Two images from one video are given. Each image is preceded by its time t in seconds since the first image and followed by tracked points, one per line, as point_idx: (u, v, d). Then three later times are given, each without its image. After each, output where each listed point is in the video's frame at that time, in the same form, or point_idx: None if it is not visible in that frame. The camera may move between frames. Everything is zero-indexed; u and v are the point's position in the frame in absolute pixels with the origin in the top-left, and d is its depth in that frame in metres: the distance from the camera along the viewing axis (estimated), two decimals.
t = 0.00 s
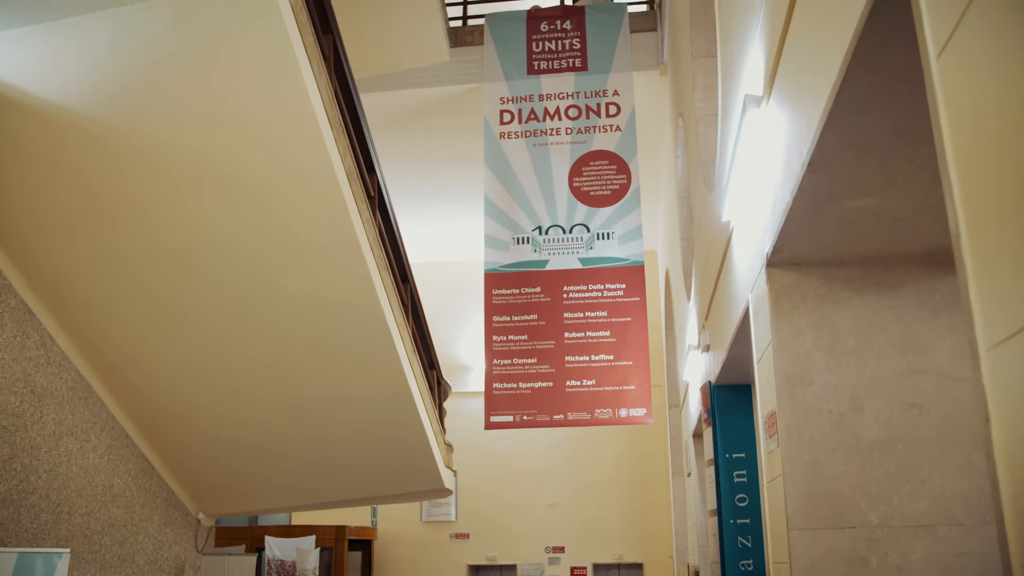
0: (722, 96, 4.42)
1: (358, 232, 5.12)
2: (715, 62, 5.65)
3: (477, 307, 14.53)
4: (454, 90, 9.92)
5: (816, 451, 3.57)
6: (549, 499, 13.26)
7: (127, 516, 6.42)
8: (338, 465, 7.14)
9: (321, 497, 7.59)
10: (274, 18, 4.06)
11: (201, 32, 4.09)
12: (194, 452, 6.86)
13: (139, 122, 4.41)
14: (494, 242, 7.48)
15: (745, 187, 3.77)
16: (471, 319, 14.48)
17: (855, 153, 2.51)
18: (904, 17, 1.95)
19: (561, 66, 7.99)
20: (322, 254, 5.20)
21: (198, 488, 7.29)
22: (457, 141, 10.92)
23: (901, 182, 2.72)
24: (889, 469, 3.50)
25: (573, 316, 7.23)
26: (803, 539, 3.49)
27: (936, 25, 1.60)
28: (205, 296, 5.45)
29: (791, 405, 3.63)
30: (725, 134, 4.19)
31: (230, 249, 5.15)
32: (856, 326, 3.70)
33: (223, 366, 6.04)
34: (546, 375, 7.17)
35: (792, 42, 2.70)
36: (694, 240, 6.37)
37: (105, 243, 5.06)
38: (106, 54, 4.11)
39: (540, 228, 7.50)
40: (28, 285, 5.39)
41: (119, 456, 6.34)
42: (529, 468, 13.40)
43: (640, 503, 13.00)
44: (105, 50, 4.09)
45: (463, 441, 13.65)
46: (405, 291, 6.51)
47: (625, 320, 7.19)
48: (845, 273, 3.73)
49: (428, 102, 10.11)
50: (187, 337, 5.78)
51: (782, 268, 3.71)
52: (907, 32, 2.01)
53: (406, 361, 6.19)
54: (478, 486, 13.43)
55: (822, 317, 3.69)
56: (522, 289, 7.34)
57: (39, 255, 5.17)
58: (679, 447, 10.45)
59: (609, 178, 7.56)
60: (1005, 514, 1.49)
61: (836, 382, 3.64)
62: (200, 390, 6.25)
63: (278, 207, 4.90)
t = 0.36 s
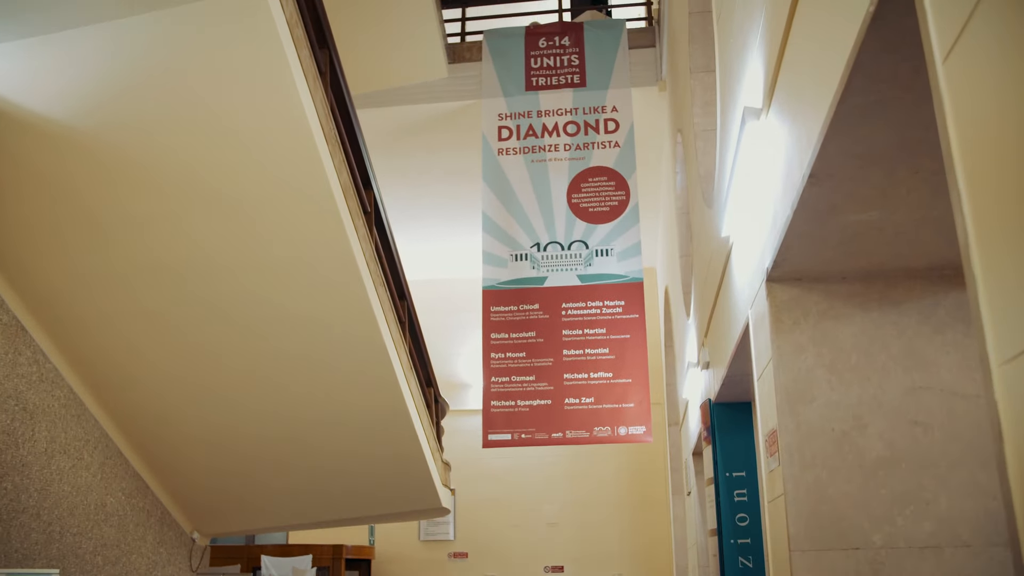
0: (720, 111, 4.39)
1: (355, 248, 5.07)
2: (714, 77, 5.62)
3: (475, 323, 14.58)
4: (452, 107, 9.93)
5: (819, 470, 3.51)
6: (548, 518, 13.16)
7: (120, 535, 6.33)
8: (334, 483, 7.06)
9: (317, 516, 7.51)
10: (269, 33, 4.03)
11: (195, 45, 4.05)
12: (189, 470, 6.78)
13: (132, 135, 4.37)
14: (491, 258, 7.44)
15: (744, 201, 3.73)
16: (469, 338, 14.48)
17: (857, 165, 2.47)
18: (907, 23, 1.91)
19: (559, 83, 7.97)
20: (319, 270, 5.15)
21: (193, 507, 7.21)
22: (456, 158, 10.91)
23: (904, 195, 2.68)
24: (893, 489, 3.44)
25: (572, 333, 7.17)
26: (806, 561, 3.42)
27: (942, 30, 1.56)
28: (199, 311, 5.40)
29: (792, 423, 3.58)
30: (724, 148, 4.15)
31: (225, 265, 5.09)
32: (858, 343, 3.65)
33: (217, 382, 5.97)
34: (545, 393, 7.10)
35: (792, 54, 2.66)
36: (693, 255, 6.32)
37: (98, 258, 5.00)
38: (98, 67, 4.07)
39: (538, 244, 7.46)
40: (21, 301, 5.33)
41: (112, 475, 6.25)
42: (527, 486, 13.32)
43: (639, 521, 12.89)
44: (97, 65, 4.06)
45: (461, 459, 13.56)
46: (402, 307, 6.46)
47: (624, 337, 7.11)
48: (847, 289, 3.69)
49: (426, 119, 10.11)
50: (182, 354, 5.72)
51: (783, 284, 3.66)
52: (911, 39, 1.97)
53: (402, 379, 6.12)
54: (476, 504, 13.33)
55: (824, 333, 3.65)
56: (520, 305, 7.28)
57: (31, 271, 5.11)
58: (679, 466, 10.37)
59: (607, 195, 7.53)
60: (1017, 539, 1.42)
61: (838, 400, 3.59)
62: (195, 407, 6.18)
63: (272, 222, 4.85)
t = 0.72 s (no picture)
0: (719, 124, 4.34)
1: (351, 264, 5.03)
2: (712, 92, 5.61)
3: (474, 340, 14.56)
4: (449, 124, 9.93)
5: (820, 488, 3.45)
6: (547, 537, 13.05)
7: (113, 554, 6.25)
8: (330, 501, 6.98)
9: (313, 535, 7.43)
10: (262, 46, 4.00)
11: (190, 58, 4.03)
12: (184, 487, 6.70)
13: (126, 149, 4.34)
14: (489, 274, 7.39)
15: (743, 216, 3.68)
16: (466, 355, 14.45)
17: (858, 176, 2.43)
18: (908, 31, 1.88)
19: (557, 99, 7.98)
20: (314, 286, 5.10)
21: (187, 526, 7.12)
22: (454, 175, 10.89)
23: (905, 208, 2.64)
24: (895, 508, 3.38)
25: (570, 350, 7.12)
26: None
27: (945, 35, 1.52)
28: (194, 327, 5.35)
29: (793, 441, 3.52)
30: (722, 163, 4.12)
31: (220, 281, 5.05)
32: (860, 360, 3.60)
33: (211, 399, 5.91)
34: (543, 410, 7.03)
35: (790, 65, 2.63)
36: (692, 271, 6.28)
37: (92, 273, 4.95)
38: (88, 80, 4.04)
39: (537, 261, 7.43)
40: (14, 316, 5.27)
41: (106, 493, 6.17)
42: (526, 504, 13.23)
43: (640, 540, 12.78)
44: (86, 77, 4.03)
45: (459, 477, 13.46)
46: (399, 324, 6.41)
47: (623, 354, 7.09)
48: (848, 305, 3.64)
49: (425, 136, 10.10)
50: (176, 370, 5.66)
51: (782, 300, 3.61)
52: (911, 48, 1.93)
53: (399, 396, 6.07)
54: (475, 523, 13.22)
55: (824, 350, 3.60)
56: (518, 322, 7.23)
57: (24, 285, 5.06)
58: (678, 484, 10.30)
59: (606, 211, 7.48)
60: None
61: (839, 417, 3.54)
62: (190, 424, 6.12)
63: (268, 237, 4.80)
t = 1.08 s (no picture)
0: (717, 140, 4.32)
1: (347, 280, 4.99)
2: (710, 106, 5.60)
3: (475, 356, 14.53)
4: (447, 140, 9.92)
5: (821, 508, 3.40)
6: (546, 555, 12.95)
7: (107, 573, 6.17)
8: (327, 519, 6.92)
9: (309, 554, 7.35)
10: (258, 62, 3.98)
11: (184, 73, 4.00)
12: (178, 505, 6.63)
13: (120, 164, 4.30)
14: (487, 291, 7.34)
15: (742, 231, 3.65)
16: (464, 371, 14.40)
17: (857, 190, 2.40)
18: (908, 41, 1.85)
19: (556, 114, 7.97)
20: (310, 302, 5.06)
21: (182, 545, 7.04)
22: (453, 190, 10.86)
23: (906, 223, 2.60)
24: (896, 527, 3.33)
25: (569, 367, 7.06)
26: None
27: (946, 45, 1.49)
28: (188, 343, 5.31)
29: (792, 459, 3.47)
30: (720, 178, 4.09)
31: (214, 296, 5.01)
32: (860, 377, 3.56)
33: (206, 416, 5.86)
34: (542, 427, 6.97)
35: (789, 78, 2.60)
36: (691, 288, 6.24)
37: (85, 288, 4.91)
38: (81, 94, 4.02)
39: (535, 277, 7.38)
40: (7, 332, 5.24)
41: (99, 510, 6.10)
42: (525, 521, 13.13)
43: (640, 559, 12.67)
44: (80, 91, 4.00)
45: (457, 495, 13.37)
46: (396, 340, 6.36)
47: (622, 371, 7.03)
48: (848, 322, 3.60)
49: (423, 151, 10.08)
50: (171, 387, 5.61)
51: (782, 316, 3.57)
52: (911, 59, 1.90)
53: (396, 413, 6.01)
54: (473, 540, 13.12)
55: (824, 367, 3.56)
56: (516, 338, 7.17)
57: (17, 301, 5.01)
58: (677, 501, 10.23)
59: (605, 227, 7.45)
60: None
61: (839, 435, 3.50)
62: (185, 440, 6.06)
63: (263, 252, 4.76)
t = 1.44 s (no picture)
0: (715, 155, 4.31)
1: (344, 295, 4.95)
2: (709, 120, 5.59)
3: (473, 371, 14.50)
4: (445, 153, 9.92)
5: (822, 526, 3.36)
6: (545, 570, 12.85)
7: None
8: (324, 534, 6.86)
9: (306, 569, 7.29)
10: (254, 76, 3.96)
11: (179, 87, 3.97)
12: (173, 521, 6.57)
13: (115, 177, 4.28)
14: (485, 305, 7.31)
15: (740, 245, 3.63)
16: (463, 386, 14.35)
17: (857, 205, 2.37)
18: (908, 54, 1.82)
19: (554, 128, 7.99)
20: (307, 317, 5.03)
21: (177, 561, 6.98)
22: (452, 205, 10.85)
23: (907, 238, 2.57)
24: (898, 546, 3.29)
25: (568, 382, 7.00)
26: None
27: (949, 57, 1.46)
28: (184, 357, 5.27)
29: (793, 476, 3.43)
30: (719, 194, 4.08)
31: (210, 310, 4.97)
32: (861, 393, 3.52)
33: (202, 430, 5.81)
34: (540, 443, 6.88)
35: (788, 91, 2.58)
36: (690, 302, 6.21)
37: (79, 302, 4.88)
38: (75, 107, 3.99)
39: (534, 291, 7.35)
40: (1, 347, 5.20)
41: (93, 526, 6.05)
42: (524, 537, 13.05)
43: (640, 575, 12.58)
44: (74, 104, 3.98)
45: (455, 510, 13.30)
46: (394, 355, 6.32)
47: (620, 386, 6.95)
48: (848, 338, 3.57)
49: (422, 166, 10.06)
50: (166, 401, 5.57)
51: (782, 332, 3.54)
52: (912, 72, 1.88)
53: (394, 428, 5.97)
54: (472, 556, 13.03)
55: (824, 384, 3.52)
56: (515, 353, 7.13)
57: (10, 315, 4.98)
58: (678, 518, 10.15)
59: (604, 241, 7.43)
60: None
61: (840, 453, 3.45)
62: (180, 455, 6.01)
63: (258, 266, 4.73)
